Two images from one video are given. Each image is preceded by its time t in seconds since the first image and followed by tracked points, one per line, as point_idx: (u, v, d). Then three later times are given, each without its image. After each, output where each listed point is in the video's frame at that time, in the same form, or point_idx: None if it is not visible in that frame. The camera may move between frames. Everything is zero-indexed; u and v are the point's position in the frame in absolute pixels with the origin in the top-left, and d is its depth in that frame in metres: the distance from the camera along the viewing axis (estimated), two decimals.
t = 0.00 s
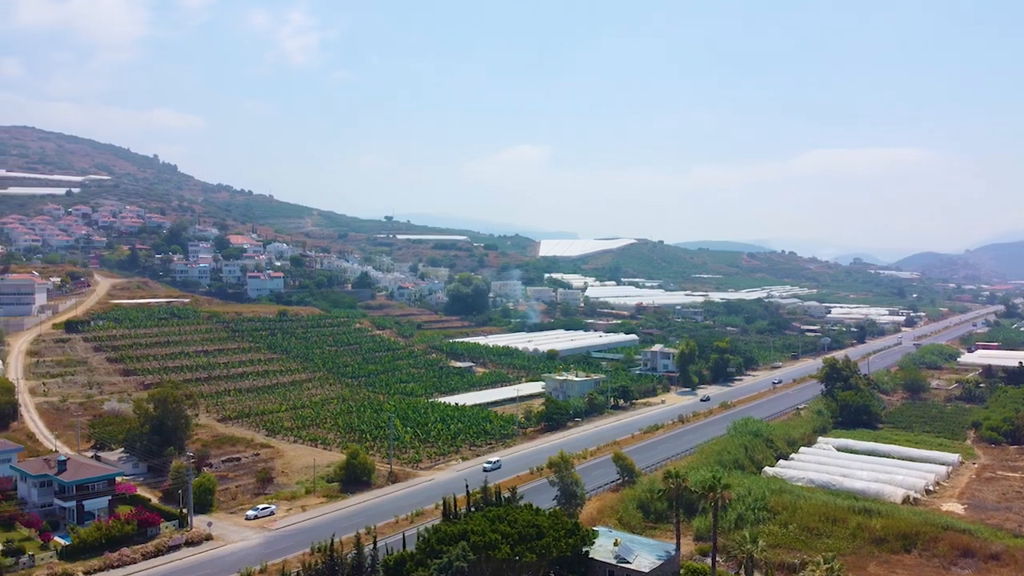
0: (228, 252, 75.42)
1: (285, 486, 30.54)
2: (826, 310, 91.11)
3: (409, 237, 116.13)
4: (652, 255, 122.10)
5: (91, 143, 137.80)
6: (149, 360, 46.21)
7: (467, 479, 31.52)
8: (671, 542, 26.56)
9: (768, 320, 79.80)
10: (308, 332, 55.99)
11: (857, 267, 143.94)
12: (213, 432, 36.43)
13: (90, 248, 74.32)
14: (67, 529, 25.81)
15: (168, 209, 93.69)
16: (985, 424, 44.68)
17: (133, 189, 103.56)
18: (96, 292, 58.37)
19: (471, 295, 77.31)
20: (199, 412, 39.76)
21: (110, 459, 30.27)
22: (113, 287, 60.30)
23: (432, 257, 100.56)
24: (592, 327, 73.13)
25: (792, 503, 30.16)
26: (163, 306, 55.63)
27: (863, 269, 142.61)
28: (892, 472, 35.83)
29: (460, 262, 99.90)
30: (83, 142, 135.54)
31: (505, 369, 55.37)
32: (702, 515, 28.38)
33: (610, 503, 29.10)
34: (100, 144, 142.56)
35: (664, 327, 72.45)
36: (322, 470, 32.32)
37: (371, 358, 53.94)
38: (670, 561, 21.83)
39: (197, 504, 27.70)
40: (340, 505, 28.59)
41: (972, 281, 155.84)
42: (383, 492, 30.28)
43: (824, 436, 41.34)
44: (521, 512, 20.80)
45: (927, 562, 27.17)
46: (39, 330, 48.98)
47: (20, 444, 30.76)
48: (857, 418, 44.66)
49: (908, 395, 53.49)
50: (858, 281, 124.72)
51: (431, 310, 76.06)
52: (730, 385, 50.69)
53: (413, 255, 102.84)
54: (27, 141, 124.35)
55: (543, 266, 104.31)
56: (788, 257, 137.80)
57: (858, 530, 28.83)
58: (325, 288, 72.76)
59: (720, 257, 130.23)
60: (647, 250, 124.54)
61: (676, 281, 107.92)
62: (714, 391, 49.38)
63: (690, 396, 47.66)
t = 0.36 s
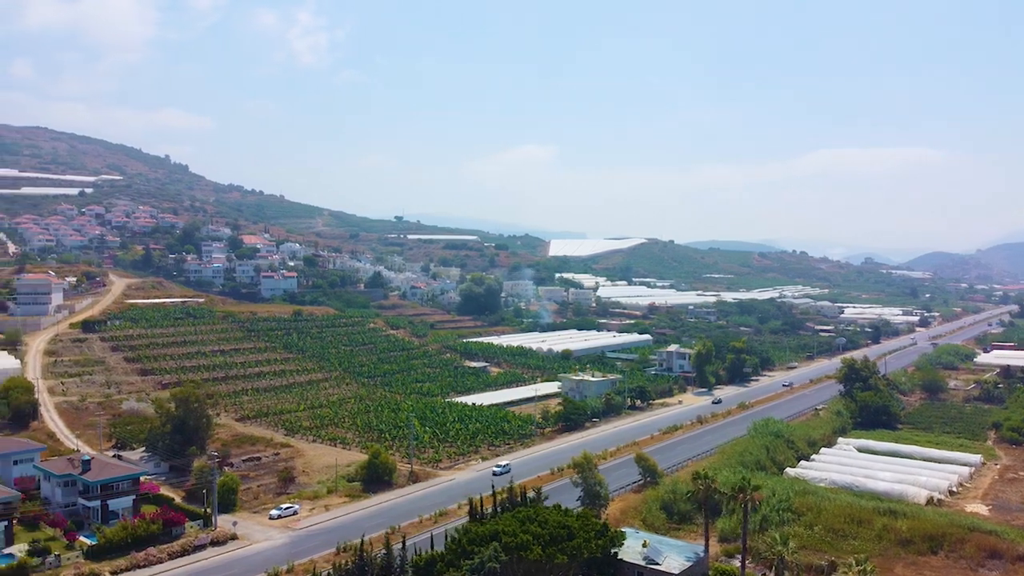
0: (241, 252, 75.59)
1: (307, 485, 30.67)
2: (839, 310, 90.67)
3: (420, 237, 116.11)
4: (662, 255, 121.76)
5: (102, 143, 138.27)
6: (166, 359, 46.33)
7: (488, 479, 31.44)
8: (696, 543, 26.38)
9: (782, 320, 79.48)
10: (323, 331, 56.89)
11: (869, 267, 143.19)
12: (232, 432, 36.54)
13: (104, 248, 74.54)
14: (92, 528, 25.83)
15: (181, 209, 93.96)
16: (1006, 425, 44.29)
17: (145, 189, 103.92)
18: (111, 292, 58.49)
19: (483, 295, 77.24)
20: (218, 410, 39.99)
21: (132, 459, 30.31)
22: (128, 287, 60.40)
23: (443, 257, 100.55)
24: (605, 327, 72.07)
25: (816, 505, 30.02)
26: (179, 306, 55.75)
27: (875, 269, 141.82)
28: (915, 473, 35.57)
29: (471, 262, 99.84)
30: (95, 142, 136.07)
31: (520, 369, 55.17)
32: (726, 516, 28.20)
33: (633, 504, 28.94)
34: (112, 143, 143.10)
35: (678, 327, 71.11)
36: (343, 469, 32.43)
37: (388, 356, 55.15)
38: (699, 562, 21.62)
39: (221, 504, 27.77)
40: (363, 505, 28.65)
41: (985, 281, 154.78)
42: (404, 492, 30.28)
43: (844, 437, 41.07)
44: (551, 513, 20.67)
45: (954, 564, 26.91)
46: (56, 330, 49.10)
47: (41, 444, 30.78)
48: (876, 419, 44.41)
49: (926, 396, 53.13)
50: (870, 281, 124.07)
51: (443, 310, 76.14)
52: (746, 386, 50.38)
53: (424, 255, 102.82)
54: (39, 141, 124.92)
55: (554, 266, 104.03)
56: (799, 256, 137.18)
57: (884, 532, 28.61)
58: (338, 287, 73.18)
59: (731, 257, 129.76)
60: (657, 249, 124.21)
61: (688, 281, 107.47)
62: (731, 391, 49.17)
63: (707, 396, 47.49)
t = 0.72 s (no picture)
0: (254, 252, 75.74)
1: (328, 485, 30.78)
2: (853, 311, 90.23)
3: (430, 237, 116.12)
4: (673, 254, 121.43)
5: (114, 143, 138.74)
6: (184, 359, 46.46)
7: (510, 479, 31.38)
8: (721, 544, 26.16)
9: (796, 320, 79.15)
10: (338, 330, 57.65)
11: (880, 267, 142.48)
12: (251, 431, 36.63)
13: (118, 248, 74.76)
14: (116, 528, 25.86)
15: (193, 209, 94.19)
16: None
17: (157, 189, 104.34)
18: (126, 292, 58.60)
19: (496, 295, 77.12)
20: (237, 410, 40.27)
21: (155, 458, 30.38)
22: (143, 287, 60.53)
23: (454, 257, 100.52)
24: (618, 327, 71.58)
25: (841, 506, 29.82)
26: (194, 306, 55.87)
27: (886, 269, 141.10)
28: (938, 474, 35.32)
29: (482, 262, 99.78)
30: (107, 143, 136.57)
31: (535, 369, 54.97)
32: (751, 517, 27.99)
33: (656, 505, 28.75)
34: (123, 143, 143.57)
35: (691, 327, 70.69)
36: (363, 469, 32.57)
37: (405, 356, 56.19)
38: (728, 565, 21.41)
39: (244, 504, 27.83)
40: (386, 505, 28.68)
41: (997, 281, 153.79)
42: (426, 492, 30.24)
43: (865, 437, 40.81)
44: (580, 514, 20.53)
45: (981, 565, 26.66)
46: (73, 330, 49.21)
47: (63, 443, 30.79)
48: (896, 419, 44.17)
49: (944, 396, 52.78)
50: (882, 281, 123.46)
51: (456, 309, 76.09)
52: (764, 386, 50.08)
53: (434, 255, 102.81)
54: (51, 141, 125.42)
55: (565, 266, 103.75)
56: (810, 256, 136.59)
57: (910, 533, 28.36)
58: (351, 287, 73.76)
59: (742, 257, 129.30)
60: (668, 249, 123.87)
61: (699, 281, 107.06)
62: (748, 391, 48.96)
63: (725, 396, 47.27)
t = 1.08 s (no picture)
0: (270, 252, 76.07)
1: (354, 485, 30.87)
2: (869, 311, 89.70)
3: (443, 237, 116.16)
4: (686, 254, 121.08)
5: (127, 144, 139.38)
6: (205, 358, 46.70)
7: (535, 479, 31.31)
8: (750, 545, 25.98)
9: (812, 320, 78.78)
10: (357, 330, 58.24)
11: (894, 267, 141.67)
12: (274, 431, 36.71)
13: (135, 248, 75.11)
14: (145, 527, 25.87)
15: (208, 209, 94.58)
16: None
17: (172, 189, 104.87)
18: (144, 292, 58.85)
19: (511, 295, 77.01)
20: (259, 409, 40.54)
21: (182, 458, 30.48)
22: (162, 287, 60.79)
23: (467, 257, 100.56)
24: (634, 327, 71.14)
25: (871, 508, 29.60)
26: (212, 305, 56.14)
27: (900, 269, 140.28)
28: (966, 475, 35.00)
29: (495, 262, 99.80)
30: (122, 143, 137.35)
31: (553, 369, 54.78)
32: (780, 519, 27.76)
33: (684, 507, 28.58)
34: (136, 144, 144.25)
35: (708, 327, 70.43)
36: (388, 469, 32.65)
37: (422, 355, 56.39)
38: (764, 567, 21.25)
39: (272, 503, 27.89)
40: (413, 505, 28.70)
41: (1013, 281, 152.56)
42: (452, 492, 30.20)
43: (890, 439, 40.48)
44: (616, 515, 20.38)
45: (1015, 568, 26.34)
46: (93, 330, 49.43)
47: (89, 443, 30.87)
48: (920, 420, 43.87)
49: (966, 397, 52.38)
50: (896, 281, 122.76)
51: (471, 309, 76.03)
52: (785, 386, 49.81)
53: (448, 255, 102.79)
54: (66, 142, 126.12)
55: (578, 266, 103.46)
56: (824, 256, 135.92)
57: (941, 535, 28.06)
58: (367, 287, 74.62)
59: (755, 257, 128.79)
60: (681, 249, 123.49)
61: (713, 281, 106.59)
62: (769, 391, 48.76)
63: (747, 397, 47.03)
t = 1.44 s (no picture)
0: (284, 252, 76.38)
1: (375, 485, 30.98)
2: (882, 311, 89.31)
3: (453, 237, 116.22)
4: (697, 254, 120.76)
5: (140, 144, 140.13)
6: (222, 358, 46.96)
7: (556, 480, 31.25)
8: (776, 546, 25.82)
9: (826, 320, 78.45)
10: (372, 330, 58.78)
11: (905, 267, 141.00)
12: (294, 431, 36.84)
13: (148, 248, 75.36)
14: (170, 527, 25.87)
15: (220, 209, 94.88)
16: None
17: (184, 189, 105.24)
18: (160, 292, 59.03)
19: (523, 295, 76.91)
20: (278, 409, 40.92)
21: (204, 457, 30.59)
22: (177, 287, 60.93)
23: (478, 257, 100.54)
24: (648, 327, 70.59)
25: (895, 509, 29.40)
26: (227, 305, 56.44)
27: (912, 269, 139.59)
28: (989, 476, 34.72)
29: (506, 262, 99.78)
30: (133, 143, 137.87)
31: (567, 369, 54.46)
32: (805, 520, 27.59)
33: (708, 508, 28.44)
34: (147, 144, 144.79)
35: (721, 327, 70.21)
36: (409, 470, 32.79)
37: (436, 355, 56.39)
38: (795, 568, 21.13)
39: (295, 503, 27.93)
40: (435, 505, 28.70)
41: None
42: (475, 493, 30.14)
43: (910, 440, 40.22)
44: (647, 517, 20.26)
45: None
46: (110, 330, 49.63)
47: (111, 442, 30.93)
48: (939, 421, 43.62)
49: (985, 398, 52.03)
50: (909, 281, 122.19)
51: (483, 309, 75.93)
52: (802, 387, 49.58)
53: (459, 255, 102.80)
54: (78, 142, 126.68)
55: (589, 265, 103.22)
56: (835, 256, 135.38)
57: (967, 536, 27.81)
58: (380, 287, 75.14)
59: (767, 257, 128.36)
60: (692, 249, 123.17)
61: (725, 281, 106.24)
62: (786, 391, 48.62)
63: (765, 397, 46.85)
